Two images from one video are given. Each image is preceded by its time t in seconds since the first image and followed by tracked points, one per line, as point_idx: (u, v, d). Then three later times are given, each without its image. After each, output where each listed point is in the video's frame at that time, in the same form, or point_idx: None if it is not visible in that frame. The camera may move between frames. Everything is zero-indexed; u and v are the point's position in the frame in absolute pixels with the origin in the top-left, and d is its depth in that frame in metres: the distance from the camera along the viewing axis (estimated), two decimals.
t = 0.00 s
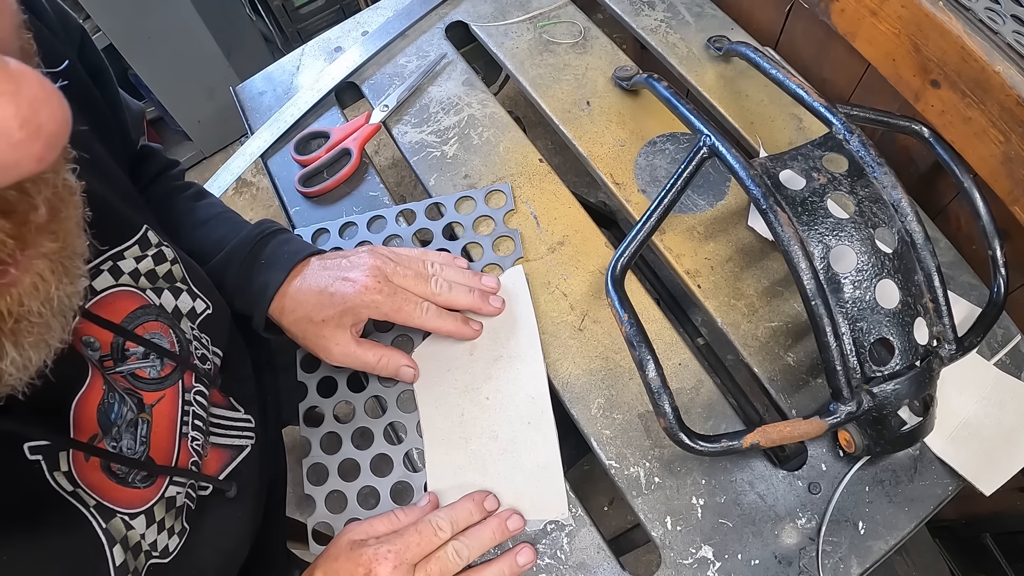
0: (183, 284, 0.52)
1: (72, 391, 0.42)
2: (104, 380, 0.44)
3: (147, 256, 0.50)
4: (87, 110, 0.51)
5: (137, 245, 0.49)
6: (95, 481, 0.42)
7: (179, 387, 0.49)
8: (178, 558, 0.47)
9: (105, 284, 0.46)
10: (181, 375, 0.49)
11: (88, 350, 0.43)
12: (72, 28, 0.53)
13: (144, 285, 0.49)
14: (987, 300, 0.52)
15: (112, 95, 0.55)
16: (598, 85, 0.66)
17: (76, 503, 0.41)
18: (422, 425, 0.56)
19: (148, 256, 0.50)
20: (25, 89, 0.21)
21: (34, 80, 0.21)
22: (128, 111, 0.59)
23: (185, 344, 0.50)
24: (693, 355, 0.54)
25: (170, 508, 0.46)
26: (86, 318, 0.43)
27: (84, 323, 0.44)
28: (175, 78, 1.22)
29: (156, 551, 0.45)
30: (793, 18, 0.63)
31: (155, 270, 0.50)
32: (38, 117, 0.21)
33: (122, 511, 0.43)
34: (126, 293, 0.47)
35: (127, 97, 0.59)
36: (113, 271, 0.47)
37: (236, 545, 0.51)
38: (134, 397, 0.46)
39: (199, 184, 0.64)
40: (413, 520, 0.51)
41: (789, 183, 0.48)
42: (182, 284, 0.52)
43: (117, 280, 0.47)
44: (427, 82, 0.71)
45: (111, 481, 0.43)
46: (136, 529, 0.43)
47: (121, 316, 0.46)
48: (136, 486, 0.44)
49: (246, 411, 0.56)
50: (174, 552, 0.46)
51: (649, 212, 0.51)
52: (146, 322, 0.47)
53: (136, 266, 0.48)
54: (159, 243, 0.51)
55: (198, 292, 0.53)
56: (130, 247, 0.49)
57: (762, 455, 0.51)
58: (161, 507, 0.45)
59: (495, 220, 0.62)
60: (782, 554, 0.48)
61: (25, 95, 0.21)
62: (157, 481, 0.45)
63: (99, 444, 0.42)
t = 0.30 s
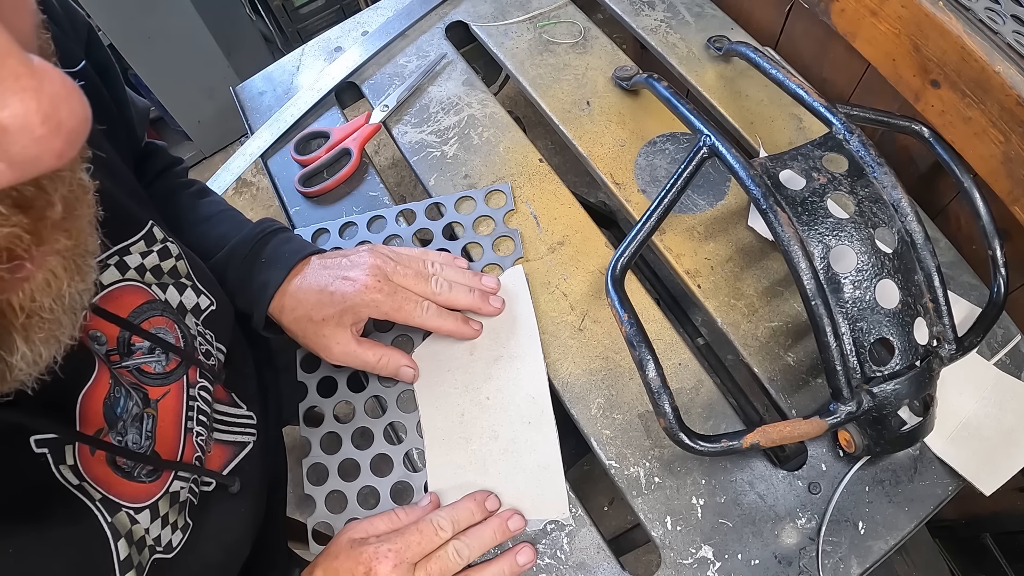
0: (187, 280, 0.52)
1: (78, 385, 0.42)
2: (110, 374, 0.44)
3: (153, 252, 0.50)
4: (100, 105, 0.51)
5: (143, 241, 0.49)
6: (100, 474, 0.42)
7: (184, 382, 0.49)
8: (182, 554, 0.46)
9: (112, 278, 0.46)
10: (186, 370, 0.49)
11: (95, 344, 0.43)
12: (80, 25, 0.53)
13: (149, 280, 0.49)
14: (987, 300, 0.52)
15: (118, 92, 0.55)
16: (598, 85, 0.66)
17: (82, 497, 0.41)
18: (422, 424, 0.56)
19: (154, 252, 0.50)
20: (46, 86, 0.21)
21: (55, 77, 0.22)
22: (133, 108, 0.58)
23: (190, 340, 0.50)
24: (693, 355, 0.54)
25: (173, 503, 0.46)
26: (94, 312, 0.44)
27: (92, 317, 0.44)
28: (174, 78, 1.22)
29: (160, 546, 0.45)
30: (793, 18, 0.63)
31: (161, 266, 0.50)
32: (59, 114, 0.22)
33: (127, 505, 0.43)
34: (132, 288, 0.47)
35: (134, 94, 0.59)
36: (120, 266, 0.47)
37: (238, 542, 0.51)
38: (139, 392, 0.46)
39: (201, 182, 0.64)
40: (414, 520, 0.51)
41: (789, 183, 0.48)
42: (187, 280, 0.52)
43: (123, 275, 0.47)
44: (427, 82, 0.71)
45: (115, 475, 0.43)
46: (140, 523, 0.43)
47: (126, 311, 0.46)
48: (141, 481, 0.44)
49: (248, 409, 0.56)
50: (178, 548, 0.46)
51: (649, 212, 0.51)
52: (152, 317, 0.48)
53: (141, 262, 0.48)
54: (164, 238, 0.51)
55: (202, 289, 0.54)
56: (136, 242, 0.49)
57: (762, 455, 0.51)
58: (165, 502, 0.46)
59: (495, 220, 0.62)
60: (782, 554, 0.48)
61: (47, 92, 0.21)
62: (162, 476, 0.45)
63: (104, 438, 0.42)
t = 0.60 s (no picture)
0: (186, 280, 0.52)
1: (76, 384, 0.42)
2: (109, 373, 0.44)
3: (152, 251, 0.50)
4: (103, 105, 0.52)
5: (142, 240, 0.49)
6: (98, 473, 0.42)
7: (183, 382, 0.49)
8: (181, 554, 0.46)
9: (111, 278, 0.46)
10: (185, 370, 0.49)
11: (93, 343, 0.44)
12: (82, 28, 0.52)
13: (148, 280, 0.49)
14: (987, 300, 0.52)
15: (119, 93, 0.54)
16: (598, 85, 0.66)
17: (80, 497, 0.41)
18: (422, 424, 0.56)
19: (153, 251, 0.50)
20: (76, 22, 0.22)
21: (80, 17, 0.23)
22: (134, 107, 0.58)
23: (189, 339, 0.50)
24: (693, 354, 0.54)
25: (171, 503, 0.46)
26: (92, 311, 0.44)
27: (89, 316, 0.44)
28: (174, 78, 1.22)
29: (158, 547, 0.45)
30: (793, 19, 0.63)
31: (160, 265, 0.50)
32: (88, 45, 0.23)
33: (125, 505, 0.43)
34: (131, 287, 0.47)
35: (135, 94, 0.59)
36: (119, 265, 0.47)
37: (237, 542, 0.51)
38: (138, 392, 0.46)
39: (202, 182, 0.64)
40: (414, 520, 0.51)
41: (789, 183, 0.48)
42: (186, 280, 0.52)
43: (122, 274, 0.47)
44: (427, 82, 0.71)
45: (114, 475, 0.43)
46: (138, 523, 0.43)
47: (125, 310, 0.46)
48: (140, 480, 0.44)
49: (248, 410, 0.56)
50: (177, 548, 0.46)
51: (649, 212, 0.51)
52: (151, 317, 0.48)
53: (140, 261, 0.49)
54: (164, 238, 0.51)
55: (201, 288, 0.53)
56: (135, 241, 0.49)
57: (762, 455, 0.51)
58: (163, 502, 0.45)
59: (495, 219, 0.62)
60: (782, 554, 0.48)
61: (75, 28, 0.22)
62: (160, 476, 0.45)
63: (102, 437, 0.42)
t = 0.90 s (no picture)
0: (186, 278, 0.52)
1: (73, 382, 0.42)
2: (107, 371, 0.44)
3: (151, 249, 0.50)
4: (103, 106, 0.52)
5: (142, 238, 0.49)
6: (97, 471, 0.42)
7: (182, 380, 0.49)
8: (180, 553, 0.46)
9: (110, 275, 0.46)
10: (183, 368, 0.49)
11: (93, 340, 0.44)
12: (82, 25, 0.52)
13: (147, 278, 0.49)
14: (987, 300, 0.52)
15: (119, 92, 0.54)
16: (598, 85, 0.66)
17: (79, 495, 0.41)
18: (422, 425, 0.56)
19: (152, 249, 0.50)
20: None
21: None
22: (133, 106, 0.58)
23: (188, 338, 0.50)
24: (693, 355, 0.54)
25: (169, 501, 0.46)
26: (90, 309, 0.44)
27: (88, 314, 0.44)
28: (175, 78, 1.22)
29: (157, 546, 0.45)
30: (793, 19, 0.63)
31: (159, 263, 0.50)
32: (89, 4, 0.24)
33: (124, 503, 0.43)
34: (130, 285, 0.47)
35: (135, 93, 0.59)
36: (118, 263, 0.47)
37: (236, 542, 0.51)
38: (138, 390, 0.46)
39: (203, 181, 0.64)
40: (414, 520, 0.51)
41: (789, 183, 0.48)
42: (185, 278, 0.52)
43: (122, 272, 0.47)
44: (427, 82, 0.71)
45: (114, 472, 0.43)
46: (136, 521, 0.43)
47: (125, 308, 0.46)
48: (140, 479, 0.44)
49: (249, 410, 0.56)
50: (177, 548, 0.46)
51: (649, 212, 0.51)
52: (150, 315, 0.48)
53: (140, 259, 0.49)
54: (163, 236, 0.51)
55: (201, 287, 0.53)
56: (133, 239, 0.49)
57: (762, 455, 0.51)
58: (162, 501, 0.45)
59: (495, 220, 0.62)
60: (782, 554, 0.48)
61: None
62: (160, 474, 0.45)
63: (101, 435, 0.42)
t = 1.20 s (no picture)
0: (186, 278, 0.52)
1: (75, 381, 0.42)
2: (109, 371, 0.44)
3: (152, 248, 0.50)
4: (108, 105, 0.51)
5: (143, 237, 0.49)
6: (99, 471, 0.42)
7: (183, 380, 0.49)
8: (182, 553, 0.46)
9: (111, 275, 0.46)
10: (185, 368, 0.49)
11: (94, 340, 0.44)
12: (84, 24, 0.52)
13: (149, 277, 0.49)
14: (987, 300, 0.52)
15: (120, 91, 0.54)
16: (598, 85, 0.66)
17: (81, 495, 0.41)
18: (423, 425, 0.56)
19: (154, 249, 0.50)
20: None
21: None
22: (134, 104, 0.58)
23: (190, 337, 0.50)
24: (693, 355, 0.54)
25: (171, 501, 0.46)
26: (92, 308, 0.44)
27: (90, 313, 0.44)
28: (175, 78, 1.22)
29: (158, 545, 0.44)
30: (793, 19, 0.63)
31: (160, 263, 0.50)
32: (88, 15, 0.24)
33: (125, 503, 0.43)
34: (131, 284, 0.47)
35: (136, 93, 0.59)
36: (120, 262, 0.47)
37: (237, 542, 0.51)
38: (139, 389, 0.46)
39: (204, 181, 0.64)
40: (414, 520, 0.51)
41: (789, 183, 0.48)
42: (186, 277, 0.52)
43: (123, 271, 0.47)
44: (427, 82, 0.71)
45: (115, 472, 0.43)
46: (137, 521, 0.43)
47: (127, 307, 0.46)
48: (141, 478, 0.44)
49: (250, 410, 0.56)
50: (179, 547, 0.46)
51: (649, 212, 0.51)
52: (152, 314, 0.48)
53: (141, 258, 0.49)
54: (164, 235, 0.51)
55: (202, 286, 0.53)
56: (135, 238, 0.49)
57: (762, 455, 0.51)
58: (163, 500, 0.45)
59: (495, 220, 0.62)
60: (782, 554, 0.48)
61: None
62: (162, 474, 0.45)
63: (102, 434, 0.42)
